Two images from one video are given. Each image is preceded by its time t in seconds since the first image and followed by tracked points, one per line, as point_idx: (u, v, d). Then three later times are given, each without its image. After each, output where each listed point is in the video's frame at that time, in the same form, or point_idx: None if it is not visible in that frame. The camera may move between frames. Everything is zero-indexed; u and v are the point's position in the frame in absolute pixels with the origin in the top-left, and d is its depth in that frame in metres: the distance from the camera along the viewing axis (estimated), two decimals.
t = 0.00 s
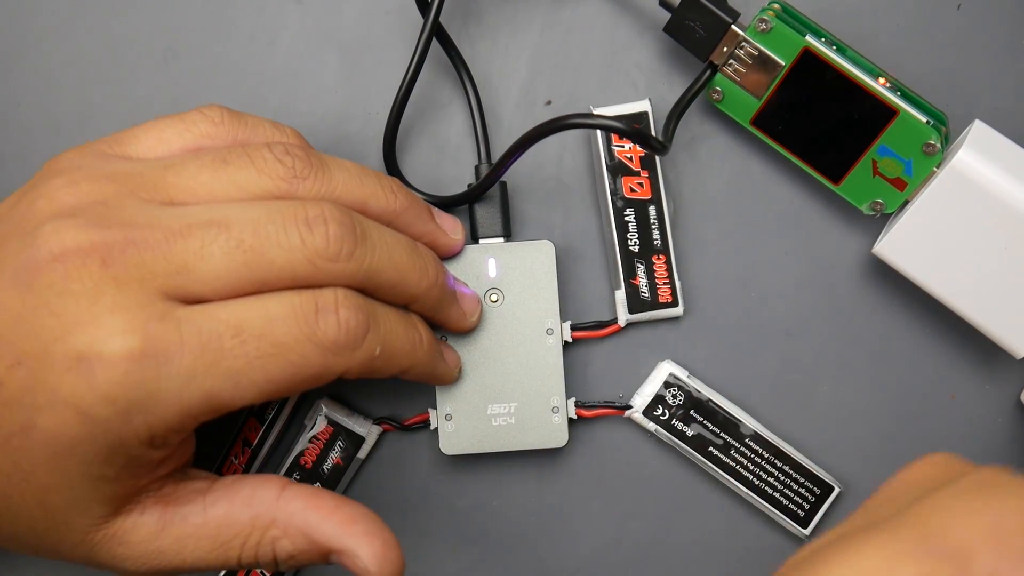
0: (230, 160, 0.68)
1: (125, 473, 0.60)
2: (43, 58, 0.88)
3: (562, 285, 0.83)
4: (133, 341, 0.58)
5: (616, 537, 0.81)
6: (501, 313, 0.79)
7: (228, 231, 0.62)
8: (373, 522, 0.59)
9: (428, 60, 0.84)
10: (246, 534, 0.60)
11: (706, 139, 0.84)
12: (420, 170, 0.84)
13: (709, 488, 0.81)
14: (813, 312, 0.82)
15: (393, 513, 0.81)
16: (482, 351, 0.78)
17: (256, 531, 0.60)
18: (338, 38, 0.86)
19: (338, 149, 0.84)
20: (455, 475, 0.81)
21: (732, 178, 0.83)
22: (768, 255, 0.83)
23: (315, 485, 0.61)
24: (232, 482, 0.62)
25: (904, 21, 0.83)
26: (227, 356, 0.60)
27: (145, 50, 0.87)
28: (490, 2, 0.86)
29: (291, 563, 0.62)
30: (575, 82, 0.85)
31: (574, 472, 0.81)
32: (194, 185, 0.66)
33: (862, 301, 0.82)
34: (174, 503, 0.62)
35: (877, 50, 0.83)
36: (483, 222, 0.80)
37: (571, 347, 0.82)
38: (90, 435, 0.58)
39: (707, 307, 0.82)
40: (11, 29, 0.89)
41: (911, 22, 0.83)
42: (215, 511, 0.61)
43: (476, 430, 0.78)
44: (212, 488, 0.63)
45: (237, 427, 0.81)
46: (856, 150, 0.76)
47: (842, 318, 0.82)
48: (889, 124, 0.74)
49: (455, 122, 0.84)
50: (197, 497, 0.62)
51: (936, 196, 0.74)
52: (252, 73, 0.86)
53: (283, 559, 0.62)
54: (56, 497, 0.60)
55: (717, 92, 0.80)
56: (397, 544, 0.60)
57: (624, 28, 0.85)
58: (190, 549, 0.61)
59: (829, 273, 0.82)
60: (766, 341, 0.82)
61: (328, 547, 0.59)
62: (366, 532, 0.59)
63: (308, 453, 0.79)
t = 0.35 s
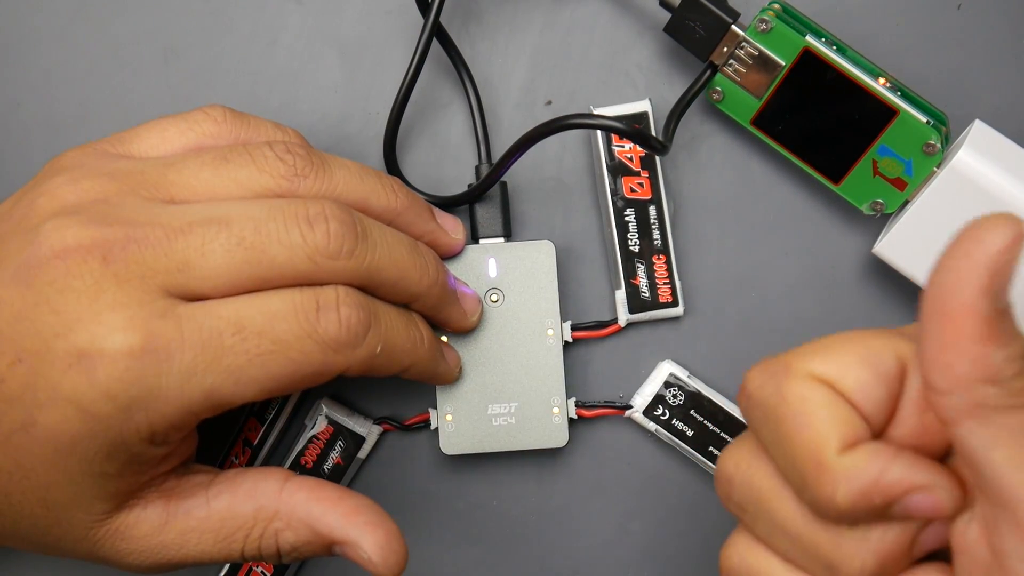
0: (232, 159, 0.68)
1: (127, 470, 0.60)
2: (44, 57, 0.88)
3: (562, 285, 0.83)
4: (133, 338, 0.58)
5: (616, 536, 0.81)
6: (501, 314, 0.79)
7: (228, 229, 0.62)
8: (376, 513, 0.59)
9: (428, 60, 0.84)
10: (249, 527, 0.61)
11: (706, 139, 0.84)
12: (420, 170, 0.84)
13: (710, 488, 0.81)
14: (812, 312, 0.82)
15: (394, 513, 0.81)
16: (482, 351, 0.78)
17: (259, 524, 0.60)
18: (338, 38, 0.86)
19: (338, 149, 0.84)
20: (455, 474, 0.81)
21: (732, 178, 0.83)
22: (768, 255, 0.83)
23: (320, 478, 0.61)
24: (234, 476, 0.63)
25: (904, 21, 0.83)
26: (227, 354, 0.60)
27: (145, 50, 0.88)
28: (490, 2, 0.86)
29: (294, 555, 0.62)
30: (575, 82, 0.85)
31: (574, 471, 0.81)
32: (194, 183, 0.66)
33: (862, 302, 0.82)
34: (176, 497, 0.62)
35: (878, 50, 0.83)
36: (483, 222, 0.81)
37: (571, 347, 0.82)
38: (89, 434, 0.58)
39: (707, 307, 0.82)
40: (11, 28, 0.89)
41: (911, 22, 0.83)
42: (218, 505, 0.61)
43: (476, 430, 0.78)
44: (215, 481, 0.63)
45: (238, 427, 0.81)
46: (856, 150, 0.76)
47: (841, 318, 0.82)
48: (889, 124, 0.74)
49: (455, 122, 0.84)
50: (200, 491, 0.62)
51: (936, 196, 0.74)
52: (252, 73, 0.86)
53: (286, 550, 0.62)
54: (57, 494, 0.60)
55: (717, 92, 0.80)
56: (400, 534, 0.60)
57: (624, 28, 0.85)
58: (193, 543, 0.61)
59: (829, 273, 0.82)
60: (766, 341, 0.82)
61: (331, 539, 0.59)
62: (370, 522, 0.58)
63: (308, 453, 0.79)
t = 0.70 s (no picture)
0: (232, 158, 0.68)
1: (126, 466, 0.60)
2: (44, 57, 0.88)
3: (562, 284, 0.83)
4: (133, 334, 0.58)
5: (616, 536, 0.81)
6: (501, 314, 0.79)
7: (228, 226, 0.62)
8: (376, 508, 0.59)
9: (428, 60, 0.84)
10: (249, 524, 0.61)
11: (706, 139, 0.84)
12: (420, 170, 0.84)
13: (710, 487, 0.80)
14: (812, 313, 0.82)
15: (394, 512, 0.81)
16: (482, 351, 0.78)
17: (259, 520, 0.60)
18: (338, 38, 0.86)
19: (338, 149, 0.84)
20: (455, 474, 0.81)
21: (732, 178, 0.83)
22: (768, 255, 0.83)
23: (320, 475, 0.61)
24: (234, 472, 0.63)
25: (904, 21, 0.83)
26: (227, 350, 0.60)
27: (145, 49, 0.88)
28: (490, 2, 0.86)
29: (294, 551, 0.63)
30: (575, 82, 0.85)
31: (573, 471, 0.81)
32: (194, 180, 0.66)
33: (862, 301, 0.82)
34: (176, 495, 0.62)
35: (877, 50, 0.83)
36: (483, 222, 0.81)
37: (571, 347, 0.82)
38: (88, 430, 0.58)
39: (707, 307, 0.82)
40: (11, 27, 0.89)
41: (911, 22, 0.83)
42: (217, 501, 0.61)
43: (476, 430, 0.78)
44: (215, 478, 0.63)
45: (238, 426, 0.81)
46: (856, 150, 0.76)
47: (841, 318, 0.82)
48: (889, 124, 0.74)
49: (455, 122, 0.84)
50: (199, 487, 0.62)
51: (937, 196, 0.74)
52: (252, 73, 0.86)
53: (286, 546, 0.62)
54: (57, 491, 0.60)
55: (717, 92, 0.80)
56: (400, 529, 0.60)
57: (624, 28, 0.85)
58: (193, 539, 0.61)
59: (829, 273, 0.82)
60: (766, 342, 0.82)
61: (331, 534, 0.59)
62: (369, 518, 0.58)
63: (308, 453, 0.79)
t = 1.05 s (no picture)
0: (232, 158, 0.68)
1: (126, 466, 0.60)
2: (44, 58, 0.88)
3: (562, 285, 0.83)
4: (132, 334, 0.58)
5: (617, 536, 0.81)
6: (501, 314, 0.79)
7: (228, 226, 0.62)
8: (376, 508, 0.59)
9: (428, 60, 0.84)
10: (249, 523, 0.61)
11: (706, 139, 0.84)
12: (421, 170, 0.84)
13: (710, 487, 0.81)
14: (813, 313, 0.82)
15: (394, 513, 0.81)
16: (483, 352, 0.78)
17: (258, 521, 0.60)
18: (338, 38, 0.86)
19: (338, 149, 0.84)
20: (455, 474, 0.81)
21: (732, 178, 0.83)
22: (768, 255, 0.83)
23: (320, 475, 0.61)
24: (234, 472, 0.62)
25: (904, 21, 0.83)
26: (226, 350, 0.60)
27: (145, 50, 0.87)
28: (490, 2, 0.86)
29: (294, 551, 0.62)
30: (575, 82, 0.85)
31: (574, 471, 0.81)
32: (194, 180, 0.66)
33: (862, 302, 0.82)
34: (176, 494, 0.62)
35: (877, 50, 0.83)
36: (483, 222, 0.80)
37: (571, 347, 0.82)
38: (89, 430, 0.58)
39: (707, 307, 0.82)
40: (10, 28, 0.89)
41: (911, 22, 0.83)
42: (217, 501, 0.61)
43: (476, 430, 0.78)
44: (215, 478, 0.63)
45: (237, 427, 0.81)
46: (856, 150, 0.76)
47: (841, 318, 0.82)
48: (889, 124, 0.74)
49: (455, 122, 0.84)
50: (199, 487, 0.62)
51: (937, 196, 0.74)
52: (252, 74, 0.86)
53: (286, 547, 0.62)
54: (57, 491, 0.60)
55: (717, 91, 0.80)
56: (400, 530, 0.60)
57: (624, 28, 0.85)
58: (193, 540, 0.61)
59: (829, 273, 0.82)
60: (767, 342, 0.82)
61: (331, 534, 0.59)
62: (370, 519, 0.58)
63: (308, 453, 0.79)
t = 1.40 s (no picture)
0: (233, 154, 0.68)
1: (125, 460, 0.60)
2: (44, 58, 0.88)
3: (562, 285, 0.83)
4: (132, 327, 0.58)
5: (617, 536, 0.81)
6: (501, 314, 0.79)
7: (227, 219, 0.62)
8: (374, 502, 0.59)
9: (428, 60, 0.84)
10: (249, 517, 0.61)
11: (706, 139, 0.84)
12: (421, 170, 0.84)
13: (710, 488, 0.81)
14: (812, 313, 0.82)
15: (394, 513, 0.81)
16: (482, 352, 0.78)
17: (258, 515, 0.60)
18: (338, 38, 0.86)
19: (338, 149, 0.84)
20: (455, 474, 0.81)
21: (732, 178, 0.83)
22: (767, 255, 0.83)
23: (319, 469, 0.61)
24: (233, 466, 0.62)
25: (904, 21, 0.83)
26: (226, 344, 0.60)
27: (145, 50, 0.87)
28: (490, 2, 0.86)
29: (293, 545, 0.62)
30: (574, 82, 0.85)
31: (573, 471, 0.81)
32: (194, 176, 0.66)
33: (862, 301, 0.82)
34: (175, 489, 0.62)
35: (877, 50, 0.83)
36: (483, 222, 0.80)
37: (571, 347, 0.82)
38: (88, 424, 0.58)
39: (707, 307, 0.82)
40: (10, 27, 0.89)
41: (910, 22, 0.83)
42: (217, 495, 0.61)
43: (476, 430, 0.78)
44: (214, 472, 0.63)
45: (238, 427, 0.81)
46: (856, 150, 0.76)
47: (842, 318, 0.82)
48: (889, 124, 0.74)
49: (455, 123, 0.84)
50: (198, 482, 0.62)
51: (937, 196, 0.74)
52: (251, 73, 0.86)
53: (285, 541, 0.62)
54: (55, 485, 0.60)
55: (717, 91, 0.80)
56: (399, 523, 0.60)
57: (624, 28, 0.85)
58: (191, 534, 0.61)
59: (828, 273, 0.82)
60: (767, 342, 0.82)
61: (330, 527, 0.59)
62: (369, 511, 0.58)
63: (308, 453, 0.79)
